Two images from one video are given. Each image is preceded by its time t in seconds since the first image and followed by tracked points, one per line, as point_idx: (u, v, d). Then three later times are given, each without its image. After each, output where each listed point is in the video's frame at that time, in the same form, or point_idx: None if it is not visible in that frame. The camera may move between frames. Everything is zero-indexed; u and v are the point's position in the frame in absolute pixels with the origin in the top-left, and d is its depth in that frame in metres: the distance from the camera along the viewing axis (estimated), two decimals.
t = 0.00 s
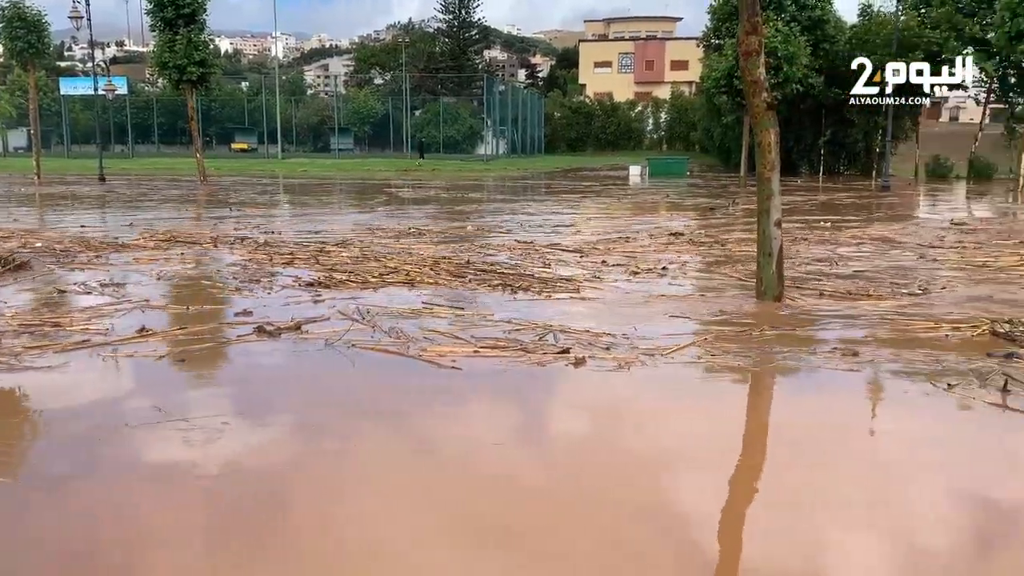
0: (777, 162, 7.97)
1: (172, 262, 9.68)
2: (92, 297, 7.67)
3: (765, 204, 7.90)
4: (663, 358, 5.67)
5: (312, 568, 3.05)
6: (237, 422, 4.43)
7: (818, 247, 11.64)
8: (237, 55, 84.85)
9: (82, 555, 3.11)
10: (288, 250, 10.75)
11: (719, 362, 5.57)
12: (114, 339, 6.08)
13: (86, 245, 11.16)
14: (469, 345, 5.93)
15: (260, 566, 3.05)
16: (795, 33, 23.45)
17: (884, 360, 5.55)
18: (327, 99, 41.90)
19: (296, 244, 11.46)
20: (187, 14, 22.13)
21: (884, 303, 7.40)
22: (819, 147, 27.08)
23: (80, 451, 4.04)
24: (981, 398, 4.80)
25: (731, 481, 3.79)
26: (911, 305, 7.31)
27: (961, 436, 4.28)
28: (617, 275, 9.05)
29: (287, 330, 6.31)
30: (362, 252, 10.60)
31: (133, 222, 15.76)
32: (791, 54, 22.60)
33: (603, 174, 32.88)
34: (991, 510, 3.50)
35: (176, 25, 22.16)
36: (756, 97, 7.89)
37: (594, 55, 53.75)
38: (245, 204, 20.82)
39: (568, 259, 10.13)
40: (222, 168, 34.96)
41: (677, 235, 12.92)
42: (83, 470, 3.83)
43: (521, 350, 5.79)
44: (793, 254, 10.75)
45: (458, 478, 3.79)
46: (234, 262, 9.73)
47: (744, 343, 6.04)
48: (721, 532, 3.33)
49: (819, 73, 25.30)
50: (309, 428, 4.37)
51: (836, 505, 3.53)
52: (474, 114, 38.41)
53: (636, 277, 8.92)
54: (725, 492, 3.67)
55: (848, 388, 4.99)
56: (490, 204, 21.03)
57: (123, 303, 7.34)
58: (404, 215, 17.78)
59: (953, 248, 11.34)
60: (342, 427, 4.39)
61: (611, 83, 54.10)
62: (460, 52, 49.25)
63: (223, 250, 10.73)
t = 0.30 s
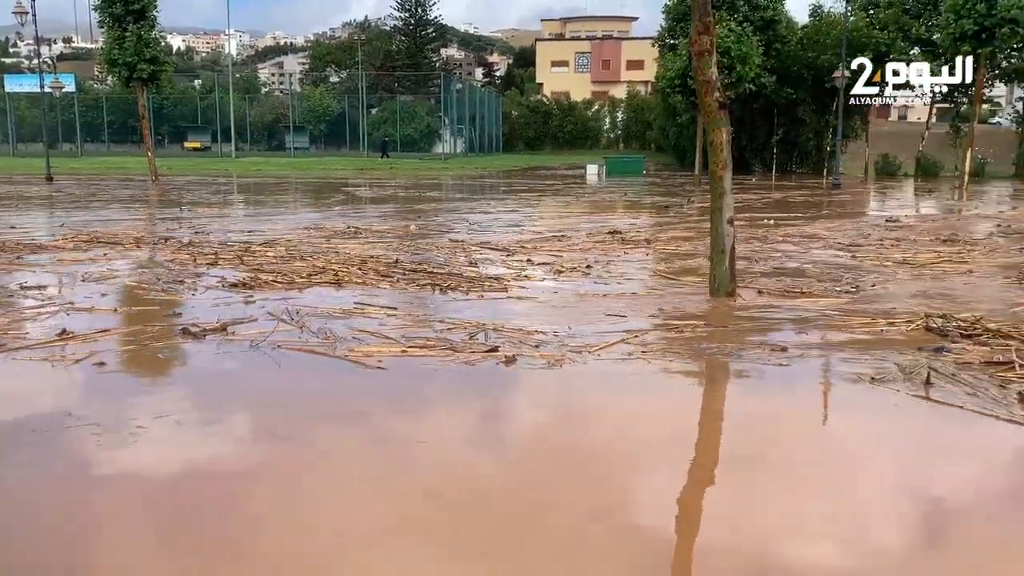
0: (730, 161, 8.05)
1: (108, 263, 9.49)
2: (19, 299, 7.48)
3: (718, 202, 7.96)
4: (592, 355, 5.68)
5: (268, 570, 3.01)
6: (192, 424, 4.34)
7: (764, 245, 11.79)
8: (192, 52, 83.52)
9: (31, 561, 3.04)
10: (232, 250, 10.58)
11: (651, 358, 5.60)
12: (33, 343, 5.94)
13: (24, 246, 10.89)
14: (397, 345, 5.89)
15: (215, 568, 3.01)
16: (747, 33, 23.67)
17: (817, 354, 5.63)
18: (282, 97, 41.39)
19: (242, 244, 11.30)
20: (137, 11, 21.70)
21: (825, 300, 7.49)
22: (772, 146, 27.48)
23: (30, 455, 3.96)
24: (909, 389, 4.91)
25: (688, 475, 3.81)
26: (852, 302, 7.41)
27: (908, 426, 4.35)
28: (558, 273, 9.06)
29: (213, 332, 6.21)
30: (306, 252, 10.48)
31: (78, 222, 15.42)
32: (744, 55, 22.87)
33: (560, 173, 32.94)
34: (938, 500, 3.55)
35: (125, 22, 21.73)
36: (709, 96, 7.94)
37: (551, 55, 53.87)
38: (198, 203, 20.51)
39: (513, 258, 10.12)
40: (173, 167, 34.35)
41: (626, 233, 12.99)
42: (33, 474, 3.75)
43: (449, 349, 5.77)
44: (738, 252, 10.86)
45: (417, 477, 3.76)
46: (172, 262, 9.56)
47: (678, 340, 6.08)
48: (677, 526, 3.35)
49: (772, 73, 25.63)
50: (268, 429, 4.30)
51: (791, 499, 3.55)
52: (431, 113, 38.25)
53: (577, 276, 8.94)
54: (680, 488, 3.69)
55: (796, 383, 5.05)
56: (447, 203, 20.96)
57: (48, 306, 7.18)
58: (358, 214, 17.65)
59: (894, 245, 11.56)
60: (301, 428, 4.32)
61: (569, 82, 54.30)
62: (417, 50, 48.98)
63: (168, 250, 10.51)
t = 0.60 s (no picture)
0: (686, 160, 8.10)
1: (46, 266, 9.27)
2: None
3: (674, 201, 8.02)
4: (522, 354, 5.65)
5: None
6: (147, 430, 4.25)
7: (714, 244, 11.88)
8: (146, 50, 82.07)
9: None
10: (177, 251, 10.40)
11: (583, 356, 5.61)
12: None
13: None
14: (326, 347, 5.81)
15: None
16: (704, 34, 23.85)
17: (750, 351, 5.68)
18: (239, 96, 40.86)
19: (189, 245, 11.12)
20: (87, 8, 21.29)
21: (767, 298, 7.58)
22: (728, 146, 27.83)
23: None
24: (839, 385, 4.95)
25: (645, 473, 3.80)
26: (794, 300, 7.50)
27: (850, 421, 4.37)
28: (503, 273, 9.03)
29: (138, 335, 6.10)
30: (253, 253, 10.35)
31: (24, 224, 15.06)
32: (701, 55, 23.10)
33: (520, 172, 33.01)
34: (890, 492, 3.58)
35: (75, 19, 21.29)
36: (665, 96, 7.98)
37: (510, 54, 53.92)
38: (151, 204, 20.17)
39: (462, 258, 10.07)
40: (126, 167, 33.72)
41: (580, 233, 13.03)
42: None
43: (377, 350, 5.71)
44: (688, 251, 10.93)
45: (378, 481, 3.71)
46: (110, 264, 9.36)
47: (614, 338, 6.10)
48: (636, 525, 3.33)
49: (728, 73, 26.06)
50: (224, 434, 4.22)
51: (746, 496, 3.55)
52: (390, 112, 38.04)
53: (521, 275, 8.91)
54: (636, 485, 3.69)
55: (733, 380, 5.06)
56: (407, 203, 20.86)
57: None
58: (314, 214, 17.49)
59: (841, 244, 11.73)
60: (258, 433, 4.24)
61: (528, 82, 54.38)
62: (376, 49, 48.67)
63: (116, 252, 10.33)
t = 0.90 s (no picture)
0: (651, 161, 8.14)
1: None
2: None
3: (640, 202, 8.05)
4: (460, 357, 5.60)
5: None
6: (110, 437, 4.16)
7: (674, 244, 11.93)
8: (108, 50, 80.77)
9: None
10: (129, 254, 10.22)
11: (523, 357, 5.58)
12: None
13: None
14: (260, 351, 5.71)
15: None
16: (669, 35, 23.95)
17: (692, 351, 5.68)
18: (203, 96, 40.36)
19: (142, 248, 10.92)
20: (45, 7, 20.88)
21: (718, 298, 7.60)
22: (694, 146, 28.04)
23: None
24: (781, 383, 4.95)
25: (613, 474, 3.80)
26: (746, 299, 7.54)
27: (799, 420, 4.39)
28: (456, 274, 8.98)
29: (67, 340, 5.96)
30: (205, 255, 10.19)
31: None
32: (666, 57, 23.22)
33: (487, 173, 32.98)
34: (852, 489, 3.60)
35: (33, 18, 20.87)
36: (629, 98, 8.01)
37: (477, 55, 53.84)
38: (112, 206, 19.83)
39: (417, 260, 10.00)
40: (87, 169, 33.15)
41: (541, 233, 13.02)
42: None
43: (311, 354, 5.62)
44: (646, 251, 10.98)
45: (349, 483, 3.68)
46: (56, 268, 9.16)
47: (558, 339, 6.07)
48: (607, 524, 3.33)
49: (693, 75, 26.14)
50: (189, 439, 4.14)
51: (713, 495, 3.55)
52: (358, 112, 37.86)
53: (474, 276, 8.87)
54: (605, 485, 3.68)
55: (677, 381, 5.04)
56: (372, 204, 20.74)
57: None
58: (277, 216, 17.29)
59: (798, 243, 11.85)
60: (223, 438, 4.18)
61: (496, 83, 54.38)
62: (342, 50, 48.34)
63: (58, 256, 10.09)
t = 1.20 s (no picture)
0: (624, 162, 8.17)
1: None
2: None
3: (613, 203, 8.08)
4: (403, 360, 5.54)
5: None
6: (81, 445, 4.09)
7: (639, 245, 11.97)
8: (78, 50, 79.69)
9: None
10: (88, 258, 10.08)
11: (474, 360, 5.54)
12: None
13: None
14: (199, 356, 5.62)
15: None
16: (642, 37, 24.03)
17: (640, 351, 5.68)
18: (174, 98, 39.92)
19: (103, 251, 10.77)
20: (12, 7, 20.54)
21: (673, 300, 7.61)
22: (668, 147, 28.18)
23: None
24: (734, 382, 4.97)
25: (588, 474, 3.79)
26: (702, 300, 7.57)
27: (757, 419, 4.39)
28: (416, 276, 8.93)
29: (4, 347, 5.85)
30: (165, 259, 10.06)
31: None
32: (639, 59, 23.30)
33: (460, 175, 32.91)
34: (825, 486, 3.62)
35: None
36: (602, 99, 8.03)
37: (450, 56, 53.65)
38: (80, 209, 19.56)
39: (378, 262, 9.94)
40: (56, 171, 32.67)
41: (509, 235, 13.01)
42: None
43: (250, 359, 5.54)
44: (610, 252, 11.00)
45: (331, 484, 3.66)
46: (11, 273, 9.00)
47: (506, 340, 6.05)
48: (583, 524, 3.33)
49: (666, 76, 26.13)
50: (162, 445, 4.09)
51: (687, 494, 3.56)
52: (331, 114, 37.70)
53: (433, 278, 8.83)
54: (580, 484, 3.68)
55: (631, 382, 5.02)
56: (344, 206, 20.62)
57: None
58: (246, 218, 17.14)
59: (762, 243, 11.93)
60: (202, 442, 4.13)
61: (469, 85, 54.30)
62: (315, 51, 48.01)
63: (13, 260, 9.93)
